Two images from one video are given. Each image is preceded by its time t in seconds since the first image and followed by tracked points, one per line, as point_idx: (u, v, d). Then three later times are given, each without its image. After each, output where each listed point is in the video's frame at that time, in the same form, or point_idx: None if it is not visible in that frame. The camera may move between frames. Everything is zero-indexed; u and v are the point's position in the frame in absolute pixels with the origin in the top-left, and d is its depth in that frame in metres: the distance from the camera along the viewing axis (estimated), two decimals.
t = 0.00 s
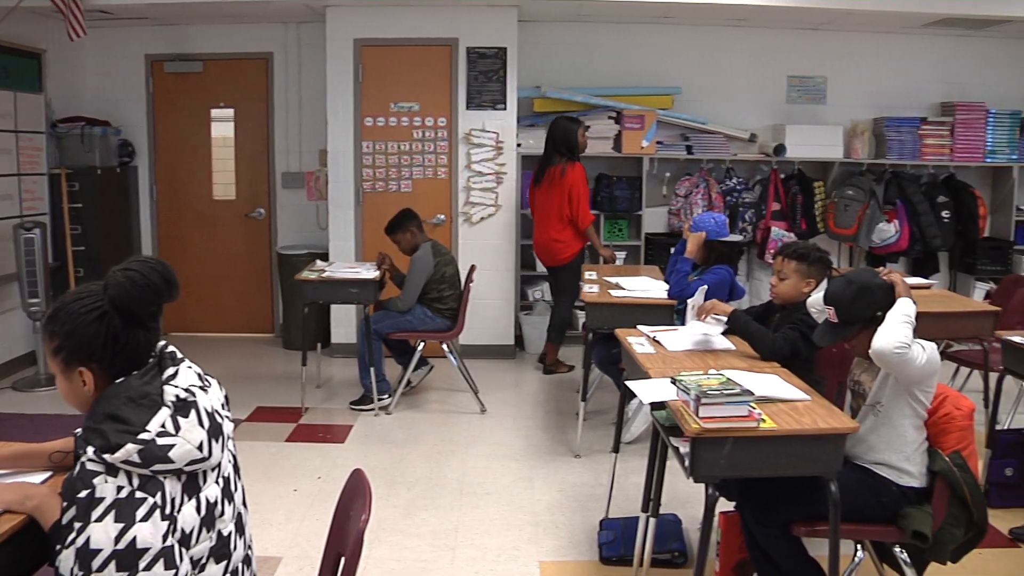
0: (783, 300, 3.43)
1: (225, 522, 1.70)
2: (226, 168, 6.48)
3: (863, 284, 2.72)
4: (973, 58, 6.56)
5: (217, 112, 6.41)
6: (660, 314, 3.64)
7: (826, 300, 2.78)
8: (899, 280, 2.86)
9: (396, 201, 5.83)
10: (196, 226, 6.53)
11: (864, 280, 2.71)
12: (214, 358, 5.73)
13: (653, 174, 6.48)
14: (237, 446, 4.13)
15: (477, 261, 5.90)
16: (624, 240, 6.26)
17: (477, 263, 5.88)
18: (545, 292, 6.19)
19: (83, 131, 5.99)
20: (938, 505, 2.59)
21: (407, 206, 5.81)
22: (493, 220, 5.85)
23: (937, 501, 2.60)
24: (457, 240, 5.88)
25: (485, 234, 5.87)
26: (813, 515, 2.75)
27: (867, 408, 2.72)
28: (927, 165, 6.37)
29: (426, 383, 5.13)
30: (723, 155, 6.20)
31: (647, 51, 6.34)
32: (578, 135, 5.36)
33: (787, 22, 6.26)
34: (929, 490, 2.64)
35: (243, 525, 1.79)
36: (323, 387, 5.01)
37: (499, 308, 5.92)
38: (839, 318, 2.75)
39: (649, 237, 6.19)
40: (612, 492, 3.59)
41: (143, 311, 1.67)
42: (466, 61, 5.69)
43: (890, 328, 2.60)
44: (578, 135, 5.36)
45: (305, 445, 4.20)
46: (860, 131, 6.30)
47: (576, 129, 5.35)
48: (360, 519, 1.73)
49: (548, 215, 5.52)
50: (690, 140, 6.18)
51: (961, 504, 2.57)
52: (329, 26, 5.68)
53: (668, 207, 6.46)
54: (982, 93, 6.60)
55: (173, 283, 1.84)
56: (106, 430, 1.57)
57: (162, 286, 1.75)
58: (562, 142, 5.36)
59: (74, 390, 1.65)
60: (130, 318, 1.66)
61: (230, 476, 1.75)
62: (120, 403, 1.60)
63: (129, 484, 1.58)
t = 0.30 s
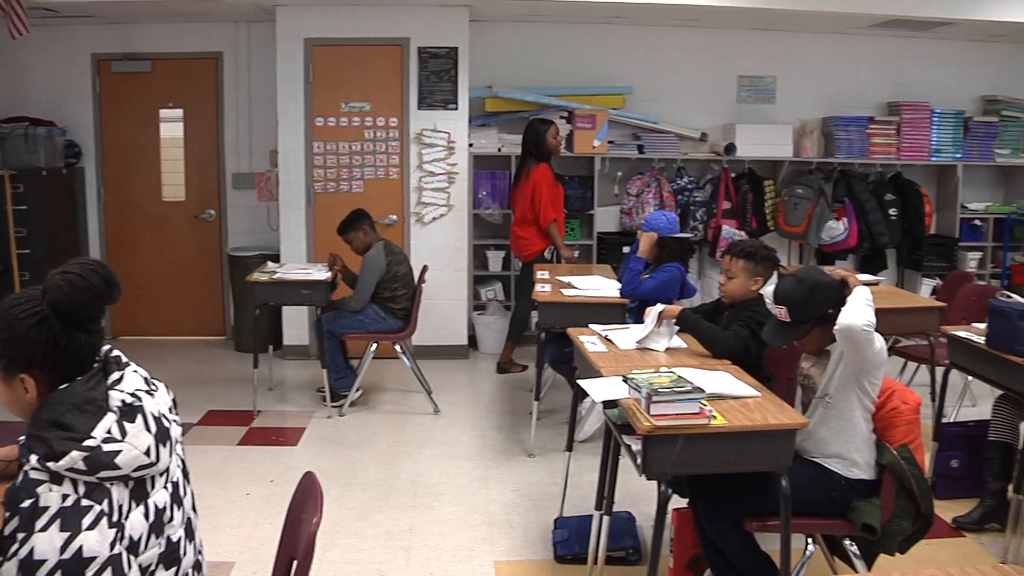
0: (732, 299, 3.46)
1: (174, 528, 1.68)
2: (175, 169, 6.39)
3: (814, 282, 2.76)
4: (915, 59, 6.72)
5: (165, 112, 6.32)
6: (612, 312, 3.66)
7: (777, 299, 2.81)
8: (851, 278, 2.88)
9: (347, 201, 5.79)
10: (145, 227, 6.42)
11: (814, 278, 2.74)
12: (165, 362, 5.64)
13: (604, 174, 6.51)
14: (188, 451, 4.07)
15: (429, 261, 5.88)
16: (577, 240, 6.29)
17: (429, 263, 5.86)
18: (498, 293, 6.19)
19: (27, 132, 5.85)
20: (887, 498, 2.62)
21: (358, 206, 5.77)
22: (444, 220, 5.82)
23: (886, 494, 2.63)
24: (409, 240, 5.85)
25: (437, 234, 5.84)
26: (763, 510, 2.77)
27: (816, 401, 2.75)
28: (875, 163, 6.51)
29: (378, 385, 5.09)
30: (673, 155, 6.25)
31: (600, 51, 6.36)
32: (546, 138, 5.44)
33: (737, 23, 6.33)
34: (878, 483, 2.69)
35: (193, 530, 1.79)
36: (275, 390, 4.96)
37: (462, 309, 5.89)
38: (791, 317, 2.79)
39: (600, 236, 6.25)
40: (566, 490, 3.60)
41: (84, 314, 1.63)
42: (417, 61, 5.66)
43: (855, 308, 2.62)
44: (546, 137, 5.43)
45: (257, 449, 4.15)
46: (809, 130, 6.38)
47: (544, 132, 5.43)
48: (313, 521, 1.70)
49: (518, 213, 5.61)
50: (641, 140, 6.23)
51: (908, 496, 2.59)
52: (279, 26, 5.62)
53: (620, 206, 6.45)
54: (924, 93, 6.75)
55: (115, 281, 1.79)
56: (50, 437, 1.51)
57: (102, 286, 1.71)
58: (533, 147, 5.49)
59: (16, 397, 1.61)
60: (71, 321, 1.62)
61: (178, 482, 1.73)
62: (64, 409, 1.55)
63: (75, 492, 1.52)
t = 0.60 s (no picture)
0: (671, 298, 3.49)
1: (109, 537, 1.67)
2: (111, 171, 6.26)
3: (746, 278, 2.78)
4: (849, 61, 6.88)
5: (100, 113, 6.19)
6: (553, 312, 3.68)
7: (711, 296, 2.84)
8: (781, 272, 2.93)
9: (286, 203, 5.73)
10: (81, 230, 6.28)
11: (746, 273, 2.76)
12: (104, 368, 5.52)
13: (546, 173, 6.53)
14: (125, 459, 3.98)
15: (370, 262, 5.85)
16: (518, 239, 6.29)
17: (370, 264, 5.82)
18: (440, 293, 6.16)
19: None
20: (826, 491, 2.64)
21: (297, 208, 5.71)
22: (385, 220, 5.79)
23: (825, 487, 2.64)
24: (350, 242, 5.80)
25: (379, 235, 5.81)
26: (705, 506, 2.80)
27: (756, 397, 2.78)
28: (813, 162, 6.65)
29: (319, 388, 5.04)
30: (614, 155, 6.30)
31: (542, 51, 6.39)
32: (504, 137, 5.43)
33: (675, 24, 6.40)
34: (816, 476, 2.75)
35: (129, 537, 1.77)
36: (215, 395, 4.89)
37: (398, 310, 5.89)
38: (725, 314, 2.82)
39: (542, 236, 6.24)
40: (510, 490, 3.60)
41: (8, 323, 1.62)
42: (357, 61, 5.63)
43: (799, 311, 2.71)
44: (507, 135, 5.41)
45: (198, 454, 4.08)
46: (747, 129, 6.49)
47: (504, 130, 5.42)
48: (251, 527, 1.67)
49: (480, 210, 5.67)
50: (581, 141, 6.26)
51: (846, 488, 2.61)
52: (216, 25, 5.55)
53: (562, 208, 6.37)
54: (857, 94, 6.92)
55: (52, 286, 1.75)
56: None
57: (32, 294, 1.68)
58: (497, 146, 5.53)
59: None
60: None
61: (114, 489, 1.71)
62: None
63: (4, 504, 1.53)
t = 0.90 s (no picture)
0: (615, 298, 3.48)
1: (44, 547, 1.58)
2: (47, 173, 6.13)
3: (684, 276, 2.81)
4: (788, 61, 7.00)
5: (34, 113, 6.06)
6: (496, 312, 3.70)
7: (651, 295, 2.87)
8: (720, 270, 2.91)
9: (228, 204, 5.67)
10: (16, 234, 6.13)
11: (684, 272, 2.79)
12: (42, 375, 5.39)
13: (489, 174, 6.53)
14: (63, 468, 3.90)
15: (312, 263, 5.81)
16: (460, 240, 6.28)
17: (312, 267, 5.78)
18: (384, 295, 6.15)
19: None
20: (768, 487, 2.70)
21: (239, 210, 5.65)
22: (328, 221, 5.76)
23: (767, 484, 2.71)
24: (292, 244, 5.75)
25: (322, 236, 5.77)
26: (650, 502, 2.81)
27: (699, 395, 2.79)
28: (754, 161, 6.75)
29: (263, 391, 4.98)
30: (558, 154, 6.32)
31: (487, 52, 6.39)
32: (464, 137, 5.38)
33: (618, 24, 6.45)
34: (758, 472, 2.77)
35: (65, 544, 1.70)
36: (156, 400, 4.81)
37: (342, 312, 5.86)
38: (664, 312, 2.85)
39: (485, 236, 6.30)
40: (455, 491, 3.59)
41: None
42: (298, 62, 5.59)
43: (748, 317, 2.69)
44: (466, 137, 5.37)
45: (139, 461, 4.01)
46: (688, 129, 6.61)
47: (464, 131, 5.37)
48: (191, 535, 1.65)
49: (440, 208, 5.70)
50: (524, 141, 6.26)
51: (788, 483, 2.67)
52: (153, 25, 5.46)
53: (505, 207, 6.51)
54: (797, 94, 7.05)
55: None
56: None
57: None
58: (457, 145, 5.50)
59: None
60: None
61: (48, 497, 1.61)
62: None
63: None
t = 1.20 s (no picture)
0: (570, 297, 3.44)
1: None
2: None
3: (643, 274, 2.82)
4: (741, 62, 7.08)
5: None
6: (451, 313, 3.70)
7: (609, 292, 2.87)
8: (678, 269, 2.95)
9: (181, 207, 5.61)
10: None
11: (643, 269, 2.81)
12: None
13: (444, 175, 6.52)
14: (12, 476, 3.82)
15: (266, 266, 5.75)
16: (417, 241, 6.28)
17: (266, 269, 5.73)
18: (339, 296, 6.15)
19: None
20: (723, 484, 2.68)
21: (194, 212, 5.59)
22: (283, 223, 5.71)
23: (723, 481, 2.68)
24: (246, 246, 5.70)
25: (276, 238, 5.72)
26: (606, 501, 2.81)
27: (654, 393, 2.81)
28: (708, 161, 6.83)
29: (218, 395, 4.94)
30: (512, 154, 6.33)
31: (443, 53, 6.38)
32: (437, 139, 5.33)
33: (573, 25, 6.48)
34: (713, 469, 2.79)
35: (13, 559, 1.51)
36: (109, 406, 4.74)
37: (298, 314, 5.82)
38: (623, 309, 2.85)
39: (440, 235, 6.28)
40: (412, 492, 3.58)
41: None
42: (251, 62, 5.55)
43: (696, 310, 2.75)
44: (439, 137, 5.31)
45: (91, 468, 3.95)
46: (643, 130, 6.61)
47: (437, 131, 5.33)
48: (144, 540, 1.58)
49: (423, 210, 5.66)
50: (480, 140, 6.27)
51: (743, 479, 2.66)
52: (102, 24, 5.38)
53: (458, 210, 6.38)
54: (750, 94, 7.13)
55: None
56: None
57: None
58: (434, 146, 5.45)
59: None
60: None
61: None
62: None
63: None
